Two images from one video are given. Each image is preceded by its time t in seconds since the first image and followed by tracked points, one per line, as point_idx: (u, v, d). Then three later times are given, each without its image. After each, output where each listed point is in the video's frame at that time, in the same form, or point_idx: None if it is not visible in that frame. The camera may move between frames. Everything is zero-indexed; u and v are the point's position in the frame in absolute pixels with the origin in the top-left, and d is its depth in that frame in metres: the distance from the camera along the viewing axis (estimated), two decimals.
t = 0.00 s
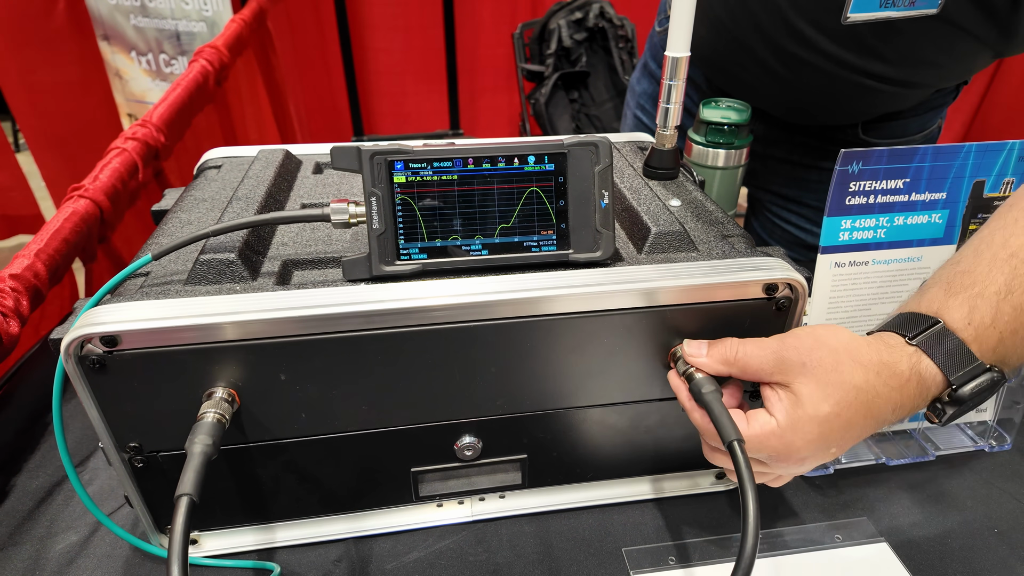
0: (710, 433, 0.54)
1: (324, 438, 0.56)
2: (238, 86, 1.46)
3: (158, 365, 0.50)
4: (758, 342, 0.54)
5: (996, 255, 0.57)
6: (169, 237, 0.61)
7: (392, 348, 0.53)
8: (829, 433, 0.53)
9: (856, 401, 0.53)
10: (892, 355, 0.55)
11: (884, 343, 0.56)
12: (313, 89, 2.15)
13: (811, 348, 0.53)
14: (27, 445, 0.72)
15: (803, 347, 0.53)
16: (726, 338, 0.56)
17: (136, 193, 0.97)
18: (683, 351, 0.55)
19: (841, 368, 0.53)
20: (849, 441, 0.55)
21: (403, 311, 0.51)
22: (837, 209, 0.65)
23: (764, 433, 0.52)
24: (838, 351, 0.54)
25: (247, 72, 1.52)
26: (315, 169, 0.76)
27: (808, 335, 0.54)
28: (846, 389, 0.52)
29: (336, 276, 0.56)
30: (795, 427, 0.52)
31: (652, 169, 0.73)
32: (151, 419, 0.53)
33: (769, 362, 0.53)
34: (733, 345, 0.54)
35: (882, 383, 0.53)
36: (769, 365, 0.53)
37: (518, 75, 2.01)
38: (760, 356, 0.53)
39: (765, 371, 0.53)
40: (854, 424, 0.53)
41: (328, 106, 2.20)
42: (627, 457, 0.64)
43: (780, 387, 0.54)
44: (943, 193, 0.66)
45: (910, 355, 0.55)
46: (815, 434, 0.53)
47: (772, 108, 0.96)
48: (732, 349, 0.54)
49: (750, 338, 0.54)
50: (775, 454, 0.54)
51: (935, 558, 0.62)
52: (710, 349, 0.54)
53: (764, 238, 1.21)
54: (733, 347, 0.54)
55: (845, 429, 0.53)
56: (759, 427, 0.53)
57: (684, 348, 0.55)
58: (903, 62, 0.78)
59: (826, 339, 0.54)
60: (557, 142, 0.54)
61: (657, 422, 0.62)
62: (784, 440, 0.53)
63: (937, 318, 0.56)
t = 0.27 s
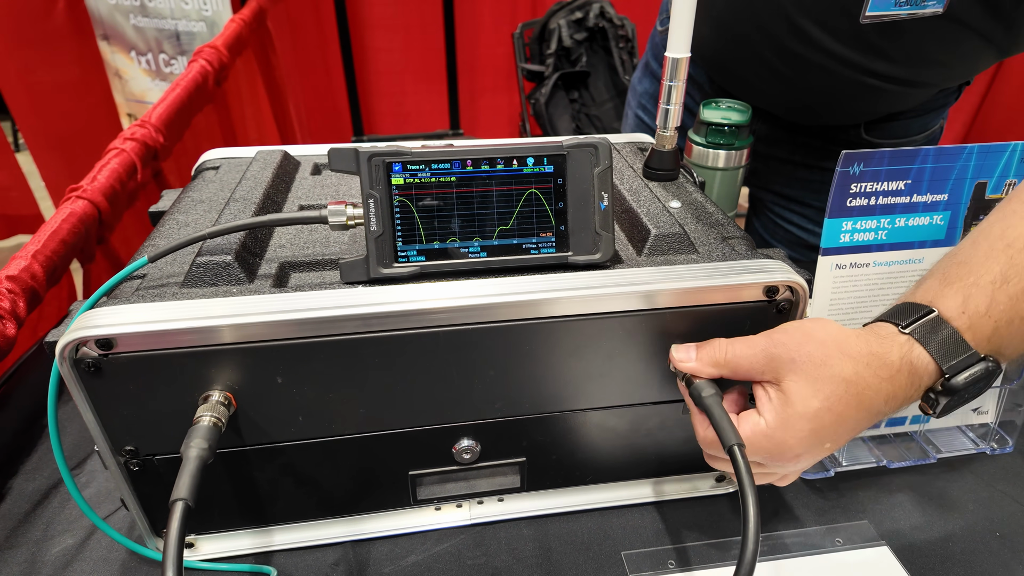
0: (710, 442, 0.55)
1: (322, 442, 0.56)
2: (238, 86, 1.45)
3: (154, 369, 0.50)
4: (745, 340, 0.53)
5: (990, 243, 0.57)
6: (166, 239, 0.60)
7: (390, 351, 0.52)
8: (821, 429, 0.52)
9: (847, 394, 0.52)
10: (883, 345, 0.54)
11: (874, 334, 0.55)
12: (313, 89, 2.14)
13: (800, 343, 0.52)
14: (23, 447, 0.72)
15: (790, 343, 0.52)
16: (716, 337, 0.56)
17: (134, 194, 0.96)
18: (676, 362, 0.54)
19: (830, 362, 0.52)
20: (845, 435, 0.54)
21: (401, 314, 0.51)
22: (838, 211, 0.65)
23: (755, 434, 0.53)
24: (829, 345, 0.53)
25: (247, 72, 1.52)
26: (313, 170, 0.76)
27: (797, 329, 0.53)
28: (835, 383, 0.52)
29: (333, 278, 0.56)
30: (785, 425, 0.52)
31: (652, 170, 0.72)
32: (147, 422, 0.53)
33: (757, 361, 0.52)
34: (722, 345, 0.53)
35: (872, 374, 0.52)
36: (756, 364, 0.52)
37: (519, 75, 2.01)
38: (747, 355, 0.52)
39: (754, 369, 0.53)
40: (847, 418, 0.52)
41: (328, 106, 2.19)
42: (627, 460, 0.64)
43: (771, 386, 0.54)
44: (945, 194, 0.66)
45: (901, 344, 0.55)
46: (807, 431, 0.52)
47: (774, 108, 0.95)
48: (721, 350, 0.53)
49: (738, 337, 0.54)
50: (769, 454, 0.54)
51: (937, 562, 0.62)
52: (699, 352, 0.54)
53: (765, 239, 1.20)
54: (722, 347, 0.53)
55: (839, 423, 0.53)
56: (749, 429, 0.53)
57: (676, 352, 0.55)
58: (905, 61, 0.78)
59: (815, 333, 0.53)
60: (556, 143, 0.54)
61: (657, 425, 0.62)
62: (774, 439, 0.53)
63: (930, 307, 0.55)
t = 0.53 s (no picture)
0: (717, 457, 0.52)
1: (318, 444, 0.55)
2: (236, 84, 1.44)
3: (145, 370, 0.49)
4: (762, 340, 0.51)
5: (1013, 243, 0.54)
6: (159, 238, 0.59)
7: (386, 353, 0.51)
8: (835, 440, 0.51)
9: (865, 407, 0.50)
10: (910, 355, 0.51)
11: (899, 342, 0.52)
12: (311, 88, 2.13)
13: (819, 349, 0.50)
14: (17, 450, 0.71)
15: (807, 348, 0.50)
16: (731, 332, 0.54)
17: (131, 193, 0.95)
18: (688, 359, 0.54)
19: (850, 371, 0.49)
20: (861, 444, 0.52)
21: (397, 315, 0.50)
22: (842, 210, 0.64)
23: (764, 443, 0.52)
24: (850, 352, 0.50)
25: (246, 70, 1.51)
26: (310, 168, 0.75)
27: (817, 334, 0.51)
28: (854, 395, 0.49)
29: (329, 278, 0.55)
30: (796, 434, 0.51)
31: (653, 169, 0.71)
32: (139, 425, 0.52)
33: (771, 363, 0.51)
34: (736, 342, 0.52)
35: (895, 387, 0.50)
36: (771, 369, 0.51)
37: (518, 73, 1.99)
38: (761, 357, 0.51)
39: (768, 371, 0.52)
40: (865, 428, 0.51)
41: (328, 105, 2.18)
42: (628, 463, 0.63)
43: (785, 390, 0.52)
44: (949, 193, 0.65)
45: (927, 352, 0.52)
46: (819, 440, 0.51)
47: (776, 106, 0.94)
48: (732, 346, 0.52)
49: (756, 335, 0.52)
50: (779, 461, 0.53)
51: (942, 566, 0.61)
52: (711, 348, 0.53)
53: (767, 239, 1.19)
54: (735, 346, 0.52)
55: (854, 434, 0.51)
56: (758, 438, 0.52)
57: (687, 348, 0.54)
58: (909, 58, 0.77)
59: (835, 338, 0.51)
60: (556, 141, 0.53)
61: (658, 428, 0.61)
62: (785, 446, 0.52)
63: (955, 311, 0.53)
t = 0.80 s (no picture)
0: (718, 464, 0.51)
1: (314, 453, 0.54)
2: (235, 84, 1.43)
3: (137, 379, 0.48)
4: (755, 356, 0.51)
5: (1011, 257, 0.56)
6: (152, 243, 0.58)
7: (383, 360, 0.50)
8: (833, 454, 0.50)
9: (861, 418, 0.50)
10: (902, 365, 0.52)
11: (892, 353, 0.53)
12: (311, 88, 2.12)
13: (812, 362, 0.50)
14: (10, 457, 0.70)
15: (801, 361, 0.50)
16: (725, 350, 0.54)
17: (127, 195, 0.94)
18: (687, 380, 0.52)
19: (843, 383, 0.50)
20: (857, 459, 0.52)
21: (394, 322, 0.49)
22: (847, 214, 0.62)
23: (763, 456, 0.50)
24: (842, 364, 0.50)
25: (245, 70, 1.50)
26: (306, 170, 0.74)
27: (808, 347, 0.51)
28: (849, 406, 0.49)
29: (325, 284, 0.54)
30: (795, 448, 0.50)
31: (655, 171, 0.70)
32: (132, 434, 0.51)
33: (766, 378, 0.50)
34: (730, 360, 0.51)
35: (889, 397, 0.50)
36: (766, 382, 0.50)
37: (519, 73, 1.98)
38: (757, 373, 0.50)
39: (763, 386, 0.51)
40: (861, 441, 0.50)
41: (328, 105, 2.17)
42: (630, 471, 0.62)
43: (779, 406, 0.52)
44: (956, 197, 0.64)
45: (923, 364, 0.53)
46: (817, 455, 0.50)
47: (779, 107, 0.93)
48: (728, 363, 0.51)
49: (748, 352, 0.52)
50: (778, 478, 0.51)
51: None
52: (705, 363, 0.52)
53: (769, 240, 1.18)
54: (730, 363, 0.51)
55: (851, 448, 0.50)
56: (755, 451, 0.51)
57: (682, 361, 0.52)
58: (914, 58, 0.76)
59: (828, 351, 0.51)
60: (557, 144, 0.52)
61: (660, 435, 0.60)
62: (784, 462, 0.50)
63: (952, 323, 0.54)
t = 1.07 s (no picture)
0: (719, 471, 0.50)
1: (309, 463, 0.53)
2: (233, 84, 1.42)
3: (128, 388, 0.47)
4: (764, 365, 0.50)
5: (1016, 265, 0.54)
6: (145, 248, 0.57)
7: (379, 369, 0.49)
8: (844, 468, 0.49)
9: (873, 432, 0.48)
10: (911, 380, 0.51)
11: (902, 367, 0.52)
12: (310, 88, 2.11)
13: (822, 374, 0.49)
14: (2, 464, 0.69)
15: (811, 373, 0.49)
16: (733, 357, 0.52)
17: (123, 197, 0.93)
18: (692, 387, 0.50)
19: (855, 396, 0.48)
20: (867, 474, 0.51)
21: (391, 330, 0.47)
22: (853, 218, 0.61)
23: (772, 469, 0.49)
24: (854, 376, 0.49)
25: (243, 69, 1.48)
26: (303, 173, 0.73)
27: (818, 358, 0.50)
28: (860, 419, 0.48)
29: (320, 291, 0.53)
30: (805, 462, 0.48)
31: (657, 174, 0.69)
32: (123, 444, 0.50)
33: (776, 389, 0.49)
34: (738, 369, 0.50)
35: (900, 411, 0.49)
36: (774, 393, 0.49)
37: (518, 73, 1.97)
38: (766, 384, 0.49)
39: (770, 397, 0.49)
40: (871, 456, 0.49)
41: (327, 105, 2.16)
42: (631, 480, 0.60)
43: (788, 418, 0.51)
44: (964, 201, 0.63)
45: (930, 378, 0.51)
46: (828, 469, 0.49)
47: (781, 108, 0.92)
48: (735, 371, 0.50)
49: (757, 361, 0.50)
50: (786, 492, 0.50)
51: None
52: (711, 369, 0.50)
53: (772, 243, 1.17)
54: (738, 372, 0.49)
55: (861, 462, 0.49)
56: (764, 464, 0.49)
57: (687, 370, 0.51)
58: (920, 59, 0.75)
59: (838, 363, 0.50)
60: (557, 148, 0.50)
61: (662, 444, 0.58)
62: (794, 476, 0.49)
63: (959, 336, 0.52)
